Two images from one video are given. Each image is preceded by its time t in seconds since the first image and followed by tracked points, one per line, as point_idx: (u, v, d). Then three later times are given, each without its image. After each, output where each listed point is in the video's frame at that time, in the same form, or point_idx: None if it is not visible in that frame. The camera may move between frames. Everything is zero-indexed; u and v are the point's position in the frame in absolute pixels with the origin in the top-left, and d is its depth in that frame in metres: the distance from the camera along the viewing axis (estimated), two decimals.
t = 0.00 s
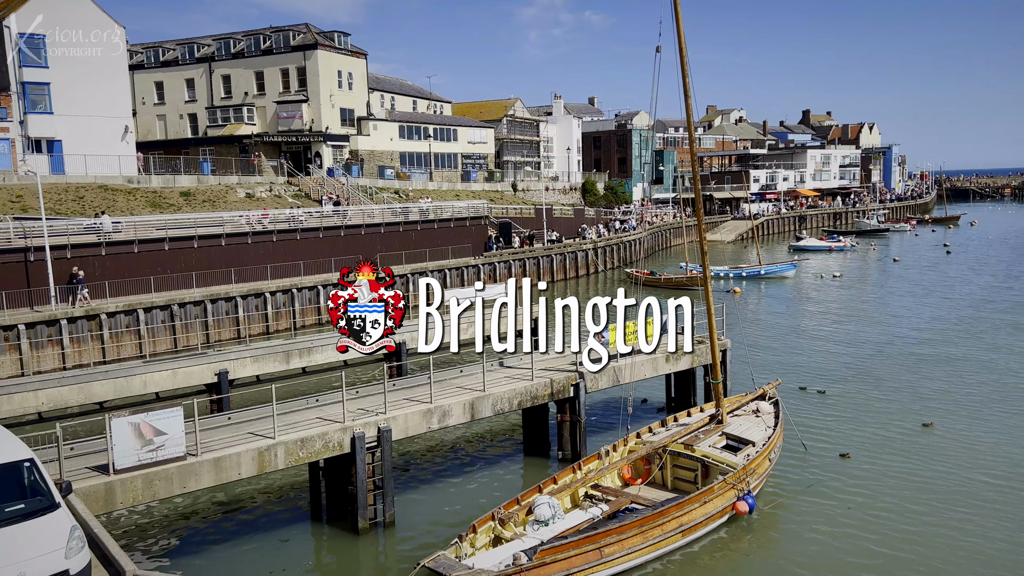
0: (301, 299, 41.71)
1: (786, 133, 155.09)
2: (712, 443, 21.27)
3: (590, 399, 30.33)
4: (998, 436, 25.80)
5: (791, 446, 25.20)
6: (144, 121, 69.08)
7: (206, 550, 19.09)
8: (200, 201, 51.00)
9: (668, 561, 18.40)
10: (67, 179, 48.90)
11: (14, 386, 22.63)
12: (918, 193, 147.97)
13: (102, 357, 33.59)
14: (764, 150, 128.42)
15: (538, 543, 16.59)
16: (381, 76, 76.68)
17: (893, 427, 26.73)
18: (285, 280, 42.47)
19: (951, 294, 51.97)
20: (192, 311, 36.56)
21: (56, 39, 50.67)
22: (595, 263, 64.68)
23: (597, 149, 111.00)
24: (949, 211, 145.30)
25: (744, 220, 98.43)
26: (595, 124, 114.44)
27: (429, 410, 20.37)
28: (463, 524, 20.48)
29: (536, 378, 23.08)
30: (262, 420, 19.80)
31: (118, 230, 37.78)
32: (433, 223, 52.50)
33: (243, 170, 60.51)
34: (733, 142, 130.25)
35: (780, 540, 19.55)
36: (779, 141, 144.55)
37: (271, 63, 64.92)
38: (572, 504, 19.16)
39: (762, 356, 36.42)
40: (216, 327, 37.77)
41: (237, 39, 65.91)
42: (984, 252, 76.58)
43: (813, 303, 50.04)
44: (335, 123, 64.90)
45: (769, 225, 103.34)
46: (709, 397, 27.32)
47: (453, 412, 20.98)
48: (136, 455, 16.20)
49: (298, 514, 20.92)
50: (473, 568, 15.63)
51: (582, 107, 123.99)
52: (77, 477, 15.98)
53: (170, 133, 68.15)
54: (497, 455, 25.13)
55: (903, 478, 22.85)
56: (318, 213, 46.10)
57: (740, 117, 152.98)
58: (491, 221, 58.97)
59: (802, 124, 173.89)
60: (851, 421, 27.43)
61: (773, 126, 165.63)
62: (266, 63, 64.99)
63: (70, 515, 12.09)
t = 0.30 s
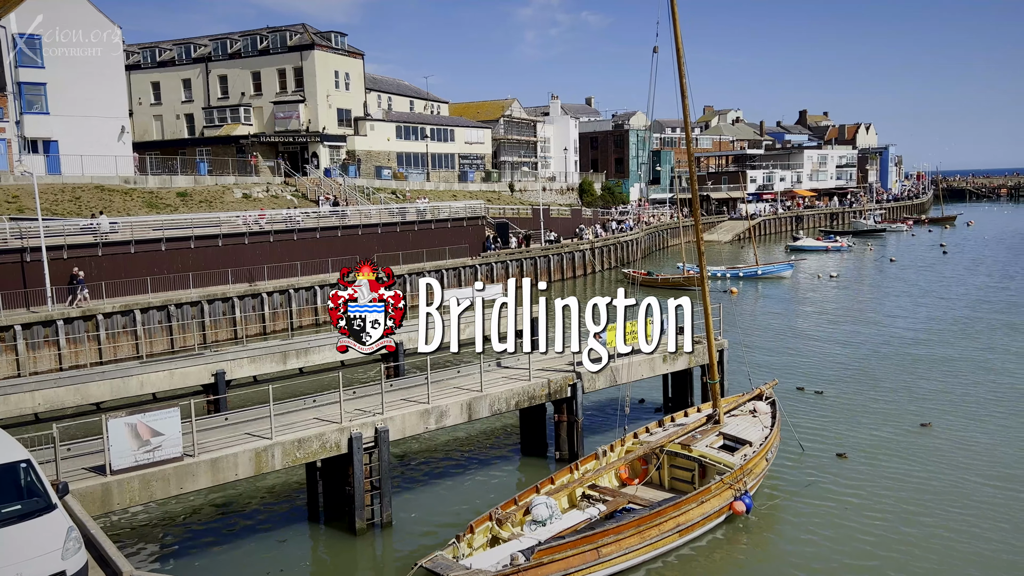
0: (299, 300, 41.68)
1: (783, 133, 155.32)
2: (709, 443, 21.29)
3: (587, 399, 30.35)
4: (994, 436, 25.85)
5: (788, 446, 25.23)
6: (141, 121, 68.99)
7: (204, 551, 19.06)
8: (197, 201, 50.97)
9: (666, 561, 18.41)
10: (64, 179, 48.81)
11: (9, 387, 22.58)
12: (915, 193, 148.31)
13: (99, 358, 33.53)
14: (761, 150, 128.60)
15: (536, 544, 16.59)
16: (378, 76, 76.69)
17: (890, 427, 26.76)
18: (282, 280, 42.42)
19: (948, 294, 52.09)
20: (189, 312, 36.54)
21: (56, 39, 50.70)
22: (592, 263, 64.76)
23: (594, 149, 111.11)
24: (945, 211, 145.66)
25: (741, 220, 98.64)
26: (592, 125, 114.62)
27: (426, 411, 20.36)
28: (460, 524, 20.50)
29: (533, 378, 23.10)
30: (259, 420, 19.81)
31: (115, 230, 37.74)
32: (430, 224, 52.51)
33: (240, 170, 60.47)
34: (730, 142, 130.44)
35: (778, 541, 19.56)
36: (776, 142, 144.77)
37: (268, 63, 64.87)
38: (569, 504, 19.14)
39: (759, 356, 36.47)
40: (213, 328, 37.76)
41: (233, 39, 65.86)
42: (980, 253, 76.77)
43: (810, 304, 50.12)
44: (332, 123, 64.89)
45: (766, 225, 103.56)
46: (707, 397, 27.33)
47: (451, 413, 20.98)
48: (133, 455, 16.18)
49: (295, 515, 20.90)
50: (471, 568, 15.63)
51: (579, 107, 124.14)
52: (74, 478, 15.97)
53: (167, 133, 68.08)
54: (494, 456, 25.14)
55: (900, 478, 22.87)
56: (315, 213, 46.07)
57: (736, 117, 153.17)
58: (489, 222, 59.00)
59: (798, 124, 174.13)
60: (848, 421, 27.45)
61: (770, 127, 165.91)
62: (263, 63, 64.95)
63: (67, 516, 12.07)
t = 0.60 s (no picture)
0: (296, 300, 41.65)
1: (780, 133, 155.50)
2: (705, 443, 21.31)
3: (584, 399, 30.35)
4: (990, 436, 25.91)
5: (785, 446, 25.27)
6: (137, 121, 68.84)
7: (201, 552, 19.04)
8: (194, 202, 50.90)
9: (663, 561, 18.43)
10: (60, 180, 48.73)
11: (5, 388, 22.51)
12: (911, 193, 148.60)
13: (95, 359, 33.45)
14: (757, 150, 128.81)
15: (533, 544, 16.60)
16: (375, 76, 76.66)
17: (886, 428, 26.78)
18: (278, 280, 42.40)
19: (944, 294, 52.20)
20: (186, 312, 36.52)
21: (56, 39, 50.78)
22: (589, 263, 64.80)
23: (591, 149, 111.18)
24: (941, 211, 146.02)
25: (738, 220, 98.75)
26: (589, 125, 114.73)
27: (423, 411, 20.36)
28: (456, 524, 20.49)
29: (530, 378, 23.09)
30: (256, 421, 19.79)
31: (112, 231, 37.69)
32: (427, 224, 52.47)
33: (236, 171, 60.41)
34: (727, 142, 130.63)
35: (774, 541, 19.59)
36: (772, 142, 145.00)
37: (264, 63, 64.81)
38: (566, 504, 19.15)
39: (756, 357, 36.50)
40: (210, 328, 37.73)
41: (230, 39, 65.78)
42: (976, 253, 76.96)
43: (807, 304, 50.18)
44: (329, 123, 64.84)
45: (763, 225, 103.70)
46: (704, 397, 27.38)
47: (448, 413, 20.98)
48: (129, 457, 16.15)
49: (292, 515, 20.90)
50: (468, 568, 15.63)
51: (576, 107, 124.21)
52: (70, 479, 15.92)
53: (163, 134, 67.96)
54: (491, 456, 25.14)
55: (897, 478, 22.91)
56: (311, 214, 46.01)
57: (733, 117, 153.43)
58: (486, 222, 58.95)
59: (795, 125, 174.34)
60: (845, 421, 27.50)
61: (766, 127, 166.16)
62: (259, 63, 64.88)
63: (62, 517, 12.05)
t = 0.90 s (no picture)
0: (292, 300, 41.60)
1: (776, 133, 155.71)
2: (702, 443, 21.33)
3: (581, 399, 30.37)
4: (985, 436, 25.98)
5: (781, 446, 25.30)
6: (133, 122, 68.68)
7: (198, 553, 19.02)
8: (190, 202, 50.83)
9: (659, 561, 18.46)
10: (55, 180, 48.65)
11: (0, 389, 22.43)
12: (907, 193, 148.83)
13: (91, 359, 33.39)
14: (754, 150, 128.92)
15: (530, 544, 16.61)
16: (372, 77, 76.62)
17: (883, 428, 26.78)
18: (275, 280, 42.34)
19: (940, 294, 52.29)
20: (182, 313, 36.47)
21: (57, 39, 50.93)
22: (586, 264, 64.80)
23: (588, 149, 111.20)
24: (937, 211, 146.30)
25: (735, 220, 98.80)
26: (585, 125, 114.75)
27: (420, 411, 20.37)
28: (453, 525, 20.48)
29: (527, 378, 23.10)
30: (253, 422, 19.78)
31: (108, 231, 37.60)
32: (424, 224, 52.40)
33: (232, 171, 60.33)
34: (723, 143, 130.78)
35: (770, 541, 19.62)
36: (769, 142, 145.14)
37: (260, 63, 64.73)
38: (563, 505, 19.15)
39: (752, 356, 36.53)
40: (206, 329, 37.68)
41: (226, 39, 65.70)
42: (972, 253, 77.10)
43: (804, 304, 50.23)
44: (325, 123, 64.78)
45: (759, 225, 103.78)
46: (700, 397, 27.43)
47: (445, 413, 20.98)
48: (125, 458, 16.13)
49: (289, 516, 20.89)
50: (465, 569, 15.64)
51: (573, 107, 124.27)
52: (66, 480, 15.89)
53: (159, 134, 67.83)
54: (488, 456, 25.13)
55: (893, 478, 22.97)
56: (307, 214, 45.91)
57: (729, 117, 153.63)
58: (482, 222, 58.92)
59: (792, 125, 174.53)
60: (842, 421, 27.54)
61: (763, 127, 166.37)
62: (255, 64, 64.81)
63: (58, 518, 12.02)
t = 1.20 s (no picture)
0: (289, 301, 41.55)
1: (772, 133, 155.99)
2: (698, 443, 21.34)
3: (578, 399, 30.35)
4: (981, 435, 26.02)
5: (777, 445, 25.34)
6: (129, 122, 68.57)
7: (194, 553, 19.00)
8: (186, 202, 50.76)
9: (656, 561, 18.46)
10: (51, 180, 48.54)
11: None
12: (903, 193, 149.13)
13: (87, 360, 33.34)
14: (750, 150, 129.15)
15: (526, 544, 16.61)
16: (368, 76, 76.63)
17: (879, 428, 26.78)
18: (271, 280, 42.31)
19: (936, 294, 52.42)
20: (178, 313, 36.43)
21: (57, 39, 50.85)
22: (582, 263, 64.84)
23: (585, 149, 111.31)
24: (933, 210, 146.61)
25: (731, 220, 98.97)
26: (582, 125, 114.87)
27: (417, 411, 20.36)
28: (449, 524, 20.50)
29: (524, 378, 23.11)
30: (249, 422, 19.76)
31: (104, 231, 37.53)
32: (421, 224, 52.37)
33: (229, 171, 60.23)
34: (719, 143, 131.00)
35: (767, 540, 19.63)
36: (765, 142, 145.39)
37: (256, 63, 64.67)
38: (559, 504, 19.13)
39: (749, 356, 36.56)
40: (203, 329, 37.64)
41: (222, 39, 65.65)
42: (968, 252, 77.31)
43: (799, 303, 50.30)
44: (322, 123, 64.73)
45: (756, 225, 103.92)
46: (697, 397, 27.48)
47: (442, 413, 20.97)
48: (121, 458, 16.10)
49: (286, 516, 20.87)
50: (461, 568, 15.65)
51: (569, 107, 124.40)
52: (62, 481, 15.86)
53: (155, 134, 67.70)
54: (485, 456, 25.12)
55: (889, 477, 23.00)
56: (304, 214, 45.86)
57: (725, 117, 153.89)
58: (479, 222, 58.93)
59: (788, 125, 174.88)
60: (838, 420, 27.58)
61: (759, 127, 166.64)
62: (251, 63, 64.75)
63: (54, 519, 12.01)
